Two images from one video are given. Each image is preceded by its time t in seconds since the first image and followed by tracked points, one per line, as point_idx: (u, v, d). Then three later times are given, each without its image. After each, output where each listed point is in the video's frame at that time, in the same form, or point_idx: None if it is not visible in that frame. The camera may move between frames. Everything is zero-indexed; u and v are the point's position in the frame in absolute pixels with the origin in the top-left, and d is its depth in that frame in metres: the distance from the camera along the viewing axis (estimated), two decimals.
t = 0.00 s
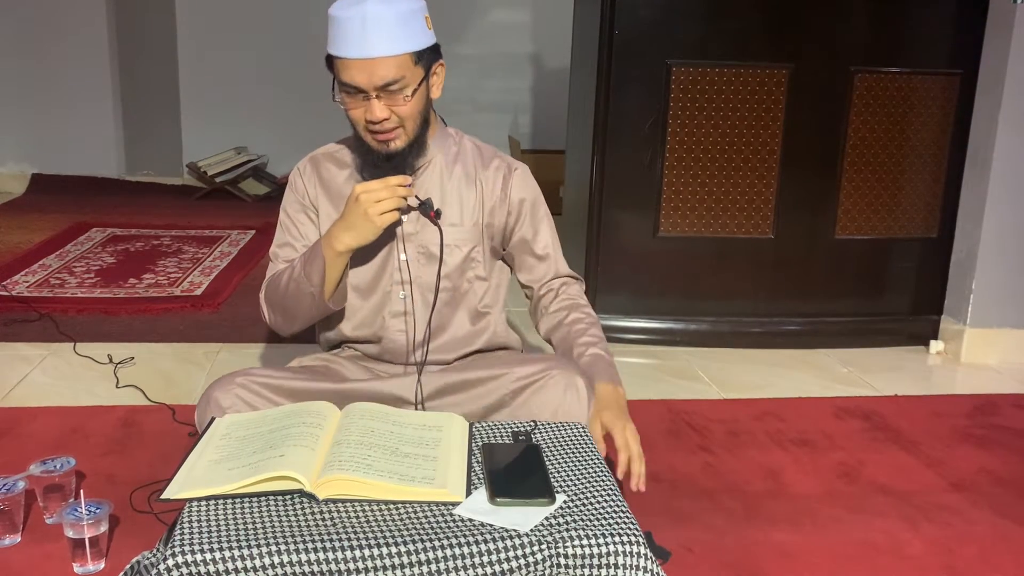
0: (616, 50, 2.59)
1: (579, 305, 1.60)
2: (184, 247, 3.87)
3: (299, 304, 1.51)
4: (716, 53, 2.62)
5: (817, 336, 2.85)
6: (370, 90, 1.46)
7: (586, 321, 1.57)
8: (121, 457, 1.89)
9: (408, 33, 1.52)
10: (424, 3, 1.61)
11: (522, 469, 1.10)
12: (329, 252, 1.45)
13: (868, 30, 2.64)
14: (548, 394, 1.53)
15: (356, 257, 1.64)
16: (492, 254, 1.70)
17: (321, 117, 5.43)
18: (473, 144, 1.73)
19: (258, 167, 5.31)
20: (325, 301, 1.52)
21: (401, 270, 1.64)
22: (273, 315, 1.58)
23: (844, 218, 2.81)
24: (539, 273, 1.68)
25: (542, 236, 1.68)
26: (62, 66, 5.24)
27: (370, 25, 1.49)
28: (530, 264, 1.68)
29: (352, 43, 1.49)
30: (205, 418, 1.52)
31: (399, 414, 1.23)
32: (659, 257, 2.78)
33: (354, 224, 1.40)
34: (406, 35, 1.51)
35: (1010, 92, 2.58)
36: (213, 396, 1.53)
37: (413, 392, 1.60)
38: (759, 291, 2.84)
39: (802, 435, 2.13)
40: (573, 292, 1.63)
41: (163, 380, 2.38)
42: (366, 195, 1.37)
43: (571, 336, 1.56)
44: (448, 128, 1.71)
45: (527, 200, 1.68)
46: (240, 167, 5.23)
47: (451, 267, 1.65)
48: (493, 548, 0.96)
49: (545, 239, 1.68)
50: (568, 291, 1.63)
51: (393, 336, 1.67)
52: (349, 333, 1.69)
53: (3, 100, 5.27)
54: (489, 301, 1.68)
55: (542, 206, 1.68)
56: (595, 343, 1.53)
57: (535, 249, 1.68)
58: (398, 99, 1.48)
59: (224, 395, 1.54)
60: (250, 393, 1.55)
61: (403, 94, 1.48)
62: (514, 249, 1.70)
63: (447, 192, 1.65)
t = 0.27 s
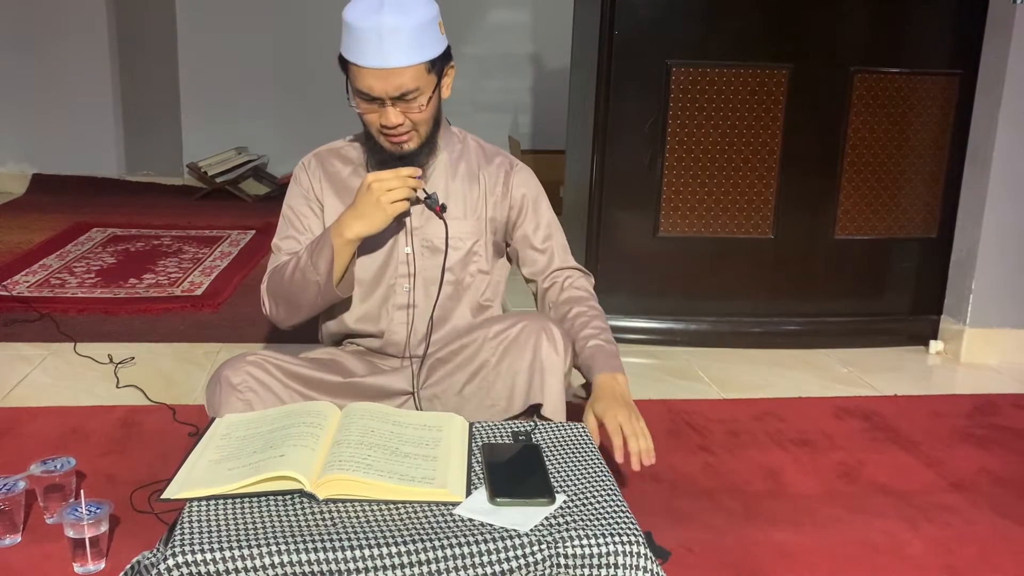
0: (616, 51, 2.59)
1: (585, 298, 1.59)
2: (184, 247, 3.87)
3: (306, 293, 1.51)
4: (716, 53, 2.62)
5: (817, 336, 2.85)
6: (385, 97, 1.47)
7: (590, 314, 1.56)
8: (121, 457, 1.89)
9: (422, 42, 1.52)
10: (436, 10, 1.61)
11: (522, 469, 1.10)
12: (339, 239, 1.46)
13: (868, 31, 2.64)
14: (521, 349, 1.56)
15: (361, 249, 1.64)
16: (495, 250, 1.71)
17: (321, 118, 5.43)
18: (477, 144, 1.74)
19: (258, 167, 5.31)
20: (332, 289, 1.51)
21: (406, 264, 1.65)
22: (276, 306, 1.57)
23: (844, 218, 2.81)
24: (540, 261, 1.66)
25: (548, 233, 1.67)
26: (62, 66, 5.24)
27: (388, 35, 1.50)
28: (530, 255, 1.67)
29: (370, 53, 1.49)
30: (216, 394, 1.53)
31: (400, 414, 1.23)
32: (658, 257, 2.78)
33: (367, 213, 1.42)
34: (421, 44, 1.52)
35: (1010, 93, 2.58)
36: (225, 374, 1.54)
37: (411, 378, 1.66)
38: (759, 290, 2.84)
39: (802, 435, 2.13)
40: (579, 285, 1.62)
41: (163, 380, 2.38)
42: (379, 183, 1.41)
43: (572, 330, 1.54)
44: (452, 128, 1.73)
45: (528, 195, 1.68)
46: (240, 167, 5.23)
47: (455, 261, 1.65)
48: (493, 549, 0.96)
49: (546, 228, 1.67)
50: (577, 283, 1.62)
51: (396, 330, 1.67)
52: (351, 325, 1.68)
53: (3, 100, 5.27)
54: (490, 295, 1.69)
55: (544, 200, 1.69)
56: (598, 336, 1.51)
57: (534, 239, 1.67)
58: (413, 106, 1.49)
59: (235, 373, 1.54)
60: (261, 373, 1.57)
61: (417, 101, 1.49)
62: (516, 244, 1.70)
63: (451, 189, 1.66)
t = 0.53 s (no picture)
0: (616, 51, 2.59)
1: (583, 307, 1.59)
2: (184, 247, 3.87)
3: (309, 289, 1.51)
4: (716, 53, 2.62)
5: (817, 336, 2.85)
6: (394, 108, 1.47)
7: (585, 323, 1.56)
8: (120, 457, 1.89)
9: (432, 53, 1.52)
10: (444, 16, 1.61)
11: (522, 469, 1.10)
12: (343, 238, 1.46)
13: (868, 31, 2.64)
14: (511, 333, 1.57)
15: (364, 246, 1.64)
16: (495, 249, 1.71)
17: (321, 118, 5.43)
18: (479, 144, 1.75)
19: (258, 167, 5.31)
20: (336, 286, 1.51)
21: (408, 262, 1.65)
22: (279, 303, 1.57)
23: (844, 218, 2.81)
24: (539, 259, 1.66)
25: (550, 235, 1.67)
26: (62, 66, 5.24)
27: (398, 45, 1.49)
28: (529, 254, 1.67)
29: (379, 62, 1.49)
30: (219, 387, 1.53)
31: (400, 414, 1.23)
32: (658, 256, 2.78)
33: (371, 211, 1.42)
34: (431, 55, 1.52)
35: (1010, 92, 2.58)
36: (229, 366, 1.55)
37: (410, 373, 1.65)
38: (759, 290, 2.84)
39: (802, 435, 2.13)
40: (577, 291, 1.62)
41: (162, 380, 2.39)
42: (384, 181, 1.41)
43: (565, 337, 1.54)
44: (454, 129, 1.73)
45: (529, 196, 1.68)
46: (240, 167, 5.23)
47: (456, 259, 1.66)
48: (493, 549, 0.96)
49: (546, 226, 1.67)
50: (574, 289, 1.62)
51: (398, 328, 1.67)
52: (353, 322, 1.68)
53: (4, 100, 5.27)
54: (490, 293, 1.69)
55: (545, 200, 1.68)
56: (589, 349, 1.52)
57: (534, 239, 1.67)
58: (420, 116, 1.50)
59: (238, 366, 1.55)
60: (264, 368, 1.58)
61: (425, 113, 1.50)
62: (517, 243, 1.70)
63: (454, 188, 1.67)
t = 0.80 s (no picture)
0: (616, 51, 2.59)
1: (576, 318, 1.63)
2: (184, 247, 3.87)
3: (309, 288, 1.51)
4: (716, 53, 2.62)
5: (817, 336, 2.85)
6: (401, 114, 1.48)
7: (575, 334, 1.61)
8: (120, 457, 1.89)
9: (441, 62, 1.53)
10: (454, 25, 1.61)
11: (522, 469, 1.10)
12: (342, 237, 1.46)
13: (868, 31, 2.64)
14: (509, 327, 1.57)
15: (365, 246, 1.64)
16: (495, 250, 1.71)
17: (321, 117, 5.44)
18: (482, 144, 1.74)
19: (258, 167, 5.31)
20: (335, 286, 1.52)
21: (409, 262, 1.65)
22: (277, 301, 1.57)
23: (844, 219, 2.81)
24: (538, 265, 1.68)
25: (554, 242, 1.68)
26: (62, 66, 5.25)
27: (408, 53, 1.49)
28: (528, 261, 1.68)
29: (388, 69, 1.49)
30: (216, 389, 1.54)
31: (400, 415, 1.23)
32: (658, 256, 2.79)
33: (370, 211, 1.43)
34: (440, 64, 1.52)
35: (1010, 92, 2.58)
36: (227, 368, 1.55)
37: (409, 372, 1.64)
38: (759, 290, 2.84)
39: (802, 435, 2.14)
40: (573, 301, 1.65)
41: (162, 380, 2.39)
42: (384, 183, 1.41)
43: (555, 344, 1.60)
44: (457, 129, 1.73)
45: (532, 200, 1.68)
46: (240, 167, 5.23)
47: (456, 259, 1.66)
48: (493, 549, 0.96)
49: (547, 232, 1.68)
50: (570, 299, 1.65)
51: (397, 328, 1.68)
52: (352, 322, 1.68)
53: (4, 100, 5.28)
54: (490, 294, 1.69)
55: (547, 203, 1.69)
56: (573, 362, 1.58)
57: (535, 244, 1.68)
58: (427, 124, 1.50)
59: (236, 367, 1.56)
60: (262, 368, 1.58)
61: (432, 120, 1.50)
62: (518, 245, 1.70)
63: (456, 189, 1.66)
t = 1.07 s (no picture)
0: (616, 51, 2.59)
1: (578, 317, 1.63)
2: (184, 247, 3.87)
3: (313, 288, 1.51)
4: (716, 52, 2.62)
5: (817, 337, 2.85)
6: (414, 118, 1.47)
7: (575, 334, 1.61)
8: (120, 457, 1.89)
9: (456, 68, 1.53)
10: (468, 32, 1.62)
11: (522, 469, 1.11)
12: (349, 239, 1.46)
13: (868, 31, 2.64)
14: (506, 323, 1.58)
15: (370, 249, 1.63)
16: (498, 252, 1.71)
17: (321, 118, 5.44)
18: (486, 146, 1.74)
19: (258, 167, 5.31)
20: (341, 287, 1.51)
21: (412, 264, 1.65)
22: (280, 300, 1.57)
23: (844, 219, 2.81)
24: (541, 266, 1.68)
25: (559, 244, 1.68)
26: (62, 67, 5.25)
27: (424, 56, 1.50)
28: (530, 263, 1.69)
29: (403, 71, 1.49)
30: (216, 389, 1.55)
31: (401, 415, 1.23)
32: (658, 256, 2.79)
33: (379, 214, 1.43)
34: (455, 69, 1.52)
35: (1010, 92, 2.58)
36: (226, 369, 1.56)
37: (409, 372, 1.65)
38: (759, 290, 2.84)
39: (802, 435, 2.14)
40: (575, 301, 1.65)
41: (162, 380, 2.39)
42: (393, 185, 1.42)
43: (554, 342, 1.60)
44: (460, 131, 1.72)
45: (535, 202, 1.68)
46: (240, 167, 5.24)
47: (460, 262, 1.66)
48: (493, 549, 0.96)
49: (551, 234, 1.68)
50: (572, 299, 1.65)
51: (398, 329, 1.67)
52: (352, 322, 1.69)
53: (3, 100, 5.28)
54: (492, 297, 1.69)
55: (549, 205, 1.69)
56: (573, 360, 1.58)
57: (539, 246, 1.69)
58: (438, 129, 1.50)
59: (235, 368, 1.56)
60: (261, 370, 1.58)
61: (444, 125, 1.50)
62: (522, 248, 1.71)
63: (460, 192, 1.66)
